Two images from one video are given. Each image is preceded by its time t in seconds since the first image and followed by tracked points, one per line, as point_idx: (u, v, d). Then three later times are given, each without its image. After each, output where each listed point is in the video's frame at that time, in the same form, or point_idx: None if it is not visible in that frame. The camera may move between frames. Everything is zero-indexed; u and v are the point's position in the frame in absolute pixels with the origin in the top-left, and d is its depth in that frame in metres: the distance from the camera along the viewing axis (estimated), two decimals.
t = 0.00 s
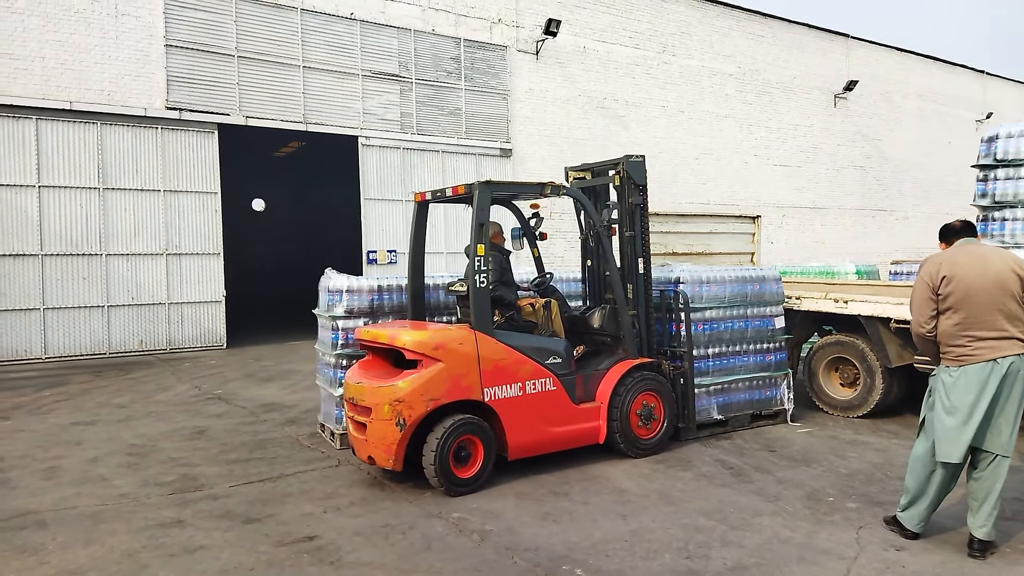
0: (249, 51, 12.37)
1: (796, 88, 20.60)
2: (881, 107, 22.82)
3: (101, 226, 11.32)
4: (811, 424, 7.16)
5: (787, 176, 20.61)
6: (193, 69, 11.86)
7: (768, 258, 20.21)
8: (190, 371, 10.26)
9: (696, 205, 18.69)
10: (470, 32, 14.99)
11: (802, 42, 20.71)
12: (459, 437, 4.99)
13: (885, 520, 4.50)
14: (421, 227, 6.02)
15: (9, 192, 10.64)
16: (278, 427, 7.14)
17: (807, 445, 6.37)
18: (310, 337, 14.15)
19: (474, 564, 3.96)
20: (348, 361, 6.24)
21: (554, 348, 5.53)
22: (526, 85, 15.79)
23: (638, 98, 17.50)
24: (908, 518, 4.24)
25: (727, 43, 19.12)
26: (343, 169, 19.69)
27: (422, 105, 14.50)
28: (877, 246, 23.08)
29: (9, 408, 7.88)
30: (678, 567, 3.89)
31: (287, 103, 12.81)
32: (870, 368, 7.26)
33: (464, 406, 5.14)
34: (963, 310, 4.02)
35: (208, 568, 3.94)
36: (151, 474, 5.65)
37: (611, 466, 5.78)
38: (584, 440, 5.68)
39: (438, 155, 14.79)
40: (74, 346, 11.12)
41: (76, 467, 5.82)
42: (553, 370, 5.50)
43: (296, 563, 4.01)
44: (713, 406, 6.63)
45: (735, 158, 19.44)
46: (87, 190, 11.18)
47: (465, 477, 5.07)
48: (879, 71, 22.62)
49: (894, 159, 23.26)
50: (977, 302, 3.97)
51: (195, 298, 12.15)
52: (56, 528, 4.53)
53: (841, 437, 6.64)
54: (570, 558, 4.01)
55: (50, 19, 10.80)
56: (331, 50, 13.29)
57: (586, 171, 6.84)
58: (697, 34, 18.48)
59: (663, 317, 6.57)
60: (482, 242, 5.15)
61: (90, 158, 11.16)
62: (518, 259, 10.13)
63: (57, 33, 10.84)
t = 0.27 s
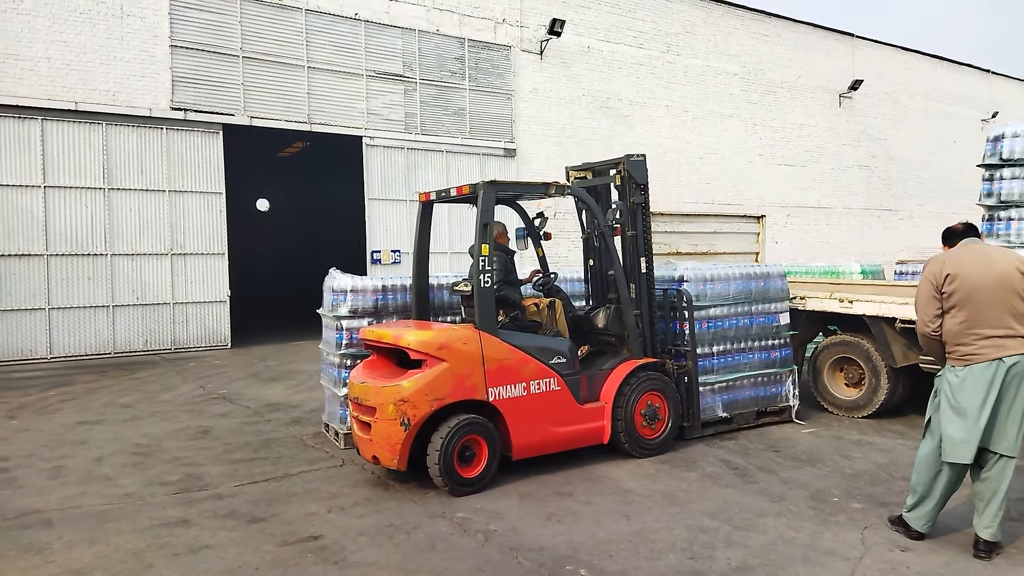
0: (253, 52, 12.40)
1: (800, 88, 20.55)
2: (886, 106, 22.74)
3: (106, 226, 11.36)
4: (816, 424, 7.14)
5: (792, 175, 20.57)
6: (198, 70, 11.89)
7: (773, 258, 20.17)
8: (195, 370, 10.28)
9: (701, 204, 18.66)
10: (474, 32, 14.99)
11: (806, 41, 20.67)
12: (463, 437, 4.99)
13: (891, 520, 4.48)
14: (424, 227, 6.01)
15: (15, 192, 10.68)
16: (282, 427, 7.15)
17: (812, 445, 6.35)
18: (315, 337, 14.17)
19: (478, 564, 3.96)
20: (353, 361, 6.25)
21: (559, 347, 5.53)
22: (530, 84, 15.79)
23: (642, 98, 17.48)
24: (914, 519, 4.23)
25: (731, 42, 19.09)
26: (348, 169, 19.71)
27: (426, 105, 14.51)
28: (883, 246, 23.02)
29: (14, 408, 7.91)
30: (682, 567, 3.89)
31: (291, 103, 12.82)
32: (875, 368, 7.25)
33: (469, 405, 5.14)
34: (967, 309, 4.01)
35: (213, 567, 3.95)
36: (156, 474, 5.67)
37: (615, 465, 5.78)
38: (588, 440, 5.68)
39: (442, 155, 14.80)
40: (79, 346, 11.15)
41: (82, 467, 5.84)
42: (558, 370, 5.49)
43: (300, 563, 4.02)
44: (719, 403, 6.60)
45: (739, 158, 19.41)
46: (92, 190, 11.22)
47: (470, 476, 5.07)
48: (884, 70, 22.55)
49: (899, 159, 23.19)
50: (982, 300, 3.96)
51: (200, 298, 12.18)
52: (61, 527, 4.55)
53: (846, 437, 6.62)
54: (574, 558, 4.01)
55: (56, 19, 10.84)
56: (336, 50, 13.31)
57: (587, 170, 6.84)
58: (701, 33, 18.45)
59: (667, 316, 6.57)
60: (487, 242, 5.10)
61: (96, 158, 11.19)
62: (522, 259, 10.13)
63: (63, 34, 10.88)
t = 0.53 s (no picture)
0: (259, 50, 12.42)
1: (806, 86, 20.49)
2: (892, 105, 22.66)
3: (112, 224, 11.39)
4: (821, 423, 7.12)
5: (797, 174, 20.51)
6: (204, 68, 11.93)
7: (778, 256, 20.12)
8: (200, 368, 10.32)
9: (705, 203, 18.62)
10: (479, 31, 14.99)
11: (812, 39, 20.60)
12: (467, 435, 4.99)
13: (895, 520, 4.48)
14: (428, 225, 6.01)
15: (22, 191, 10.72)
16: (287, 425, 7.17)
17: (817, 444, 6.34)
18: (319, 335, 14.21)
19: (482, 562, 3.96)
20: (357, 359, 6.25)
21: (562, 346, 5.54)
22: (535, 83, 15.78)
23: (647, 96, 17.46)
24: (919, 518, 4.22)
25: (737, 40, 19.04)
26: (352, 168, 19.74)
27: (431, 103, 14.52)
28: (888, 245, 22.95)
29: (20, 405, 7.94)
30: (687, 566, 3.88)
31: (296, 102, 12.84)
32: (881, 367, 7.22)
33: (473, 404, 5.15)
34: (971, 307, 3.99)
35: (218, 565, 3.96)
36: (161, 471, 5.69)
37: (619, 464, 5.77)
38: (592, 438, 5.68)
39: (446, 153, 14.81)
40: (86, 344, 11.20)
41: (87, 464, 5.87)
42: (562, 368, 5.50)
43: (305, 560, 4.02)
44: (723, 400, 6.54)
45: (744, 156, 19.37)
46: (98, 188, 11.25)
47: (474, 475, 5.07)
48: (890, 69, 22.46)
49: (905, 158, 23.10)
50: (987, 299, 3.94)
51: (205, 296, 12.22)
52: (67, 524, 4.57)
53: (851, 436, 6.61)
54: (579, 556, 4.01)
55: (61, 18, 10.87)
56: (341, 49, 13.33)
57: (587, 168, 6.83)
58: (707, 32, 18.41)
59: (669, 313, 6.53)
60: (492, 241, 5.12)
61: (101, 156, 11.22)
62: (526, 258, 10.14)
63: (69, 33, 10.91)
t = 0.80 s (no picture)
0: (258, 47, 12.41)
1: (806, 85, 20.48)
2: (892, 104, 22.65)
3: (110, 221, 11.38)
4: (818, 422, 7.13)
5: (796, 173, 20.51)
6: (203, 65, 11.91)
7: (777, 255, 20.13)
8: (199, 365, 10.31)
9: (705, 202, 18.62)
10: (479, 28, 14.97)
11: (813, 38, 20.59)
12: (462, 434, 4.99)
13: (892, 519, 4.48)
14: (426, 223, 6.02)
15: (20, 187, 10.70)
16: (284, 422, 7.17)
17: (814, 443, 6.34)
18: (318, 332, 14.21)
19: (479, 559, 3.97)
20: (355, 357, 6.28)
21: (560, 344, 5.52)
22: (535, 81, 15.76)
23: (646, 94, 17.44)
24: (916, 518, 4.22)
25: (737, 39, 19.02)
26: (352, 165, 19.74)
27: (430, 101, 14.50)
28: (887, 245, 22.96)
29: (18, 401, 7.94)
30: (683, 564, 3.89)
31: (295, 99, 12.83)
32: (879, 366, 7.22)
33: (469, 402, 5.15)
34: (968, 307, 3.99)
35: (215, 561, 3.97)
36: (159, 467, 5.69)
37: (617, 462, 5.77)
38: (588, 437, 5.68)
39: (446, 151, 14.81)
40: (84, 340, 11.20)
41: (85, 460, 5.87)
42: (559, 366, 5.50)
43: (302, 557, 4.03)
44: (719, 398, 6.55)
45: (744, 155, 19.37)
46: (97, 184, 11.24)
47: (470, 472, 5.08)
48: (890, 68, 22.45)
49: (905, 157, 23.10)
50: (984, 298, 3.94)
51: (204, 293, 12.22)
52: (64, 520, 4.57)
53: (848, 435, 6.61)
54: (575, 554, 4.02)
55: (61, 14, 10.86)
56: (341, 46, 13.32)
57: (584, 166, 6.83)
58: (707, 30, 18.39)
59: (665, 311, 6.53)
60: (489, 238, 5.11)
61: (100, 153, 11.21)
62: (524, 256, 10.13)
63: (68, 28, 10.89)
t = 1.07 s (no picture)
0: (260, 49, 12.43)
1: (807, 89, 20.49)
2: (893, 108, 22.67)
3: (111, 222, 11.39)
4: (819, 426, 7.12)
5: (797, 176, 20.52)
6: (205, 66, 11.94)
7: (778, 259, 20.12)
8: (199, 367, 10.31)
9: (705, 205, 18.63)
10: (480, 31, 14.99)
11: (813, 42, 20.61)
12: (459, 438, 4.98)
13: (892, 523, 4.48)
14: (423, 224, 6.02)
15: (21, 188, 10.71)
16: (285, 424, 7.17)
17: (815, 447, 6.34)
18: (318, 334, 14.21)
19: (479, 562, 3.97)
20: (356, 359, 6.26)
21: (555, 347, 5.53)
22: (536, 84, 15.78)
23: (647, 98, 17.46)
24: (916, 522, 4.23)
25: (738, 42, 19.04)
26: (354, 168, 19.75)
27: (431, 103, 14.52)
28: (888, 248, 22.96)
29: (18, 402, 7.94)
30: (683, 568, 3.88)
31: (297, 101, 12.85)
32: (879, 370, 7.22)
33: (464, 405, 5.14)
34: (970, 311, 3.99)
35: (215, 563, 3.97)
36: (159, 469, 5.69)
37: (619, 466, 5.77)
38: (584, 441, 5.67)
39: (447, 153, 14.82)
40: (85, 342, 11.20)
41: (85, 462, 5.87)
42: (554, 370, 5.50)
43: (302, 559, 4.03)
44: (716, 403, 6.58)
45: (745, 158, 19.38)
46: (98, 186, 11.25)
47: (466, 477, 5.07)
48: (891, 72, 22.47)
49: (905, 160, 23.11)
50: (985, 303, 3.94)
51: (204, 295, 12.23)
52: (64, 522, 4.57)
53: (849, 439, 6.61)
54: (576, 557, 4.02)
55: (63, 16, 10.88)
56: (343, 49, 13.34)
57: (582, 168, 6.81)
58: (708, 33, 18.42)
59: (663, 315, 6.55)
60: (484, 241, 5.14)
61: (101, 154, 11.22)
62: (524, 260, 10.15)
63: (70, 30, 10.91)
